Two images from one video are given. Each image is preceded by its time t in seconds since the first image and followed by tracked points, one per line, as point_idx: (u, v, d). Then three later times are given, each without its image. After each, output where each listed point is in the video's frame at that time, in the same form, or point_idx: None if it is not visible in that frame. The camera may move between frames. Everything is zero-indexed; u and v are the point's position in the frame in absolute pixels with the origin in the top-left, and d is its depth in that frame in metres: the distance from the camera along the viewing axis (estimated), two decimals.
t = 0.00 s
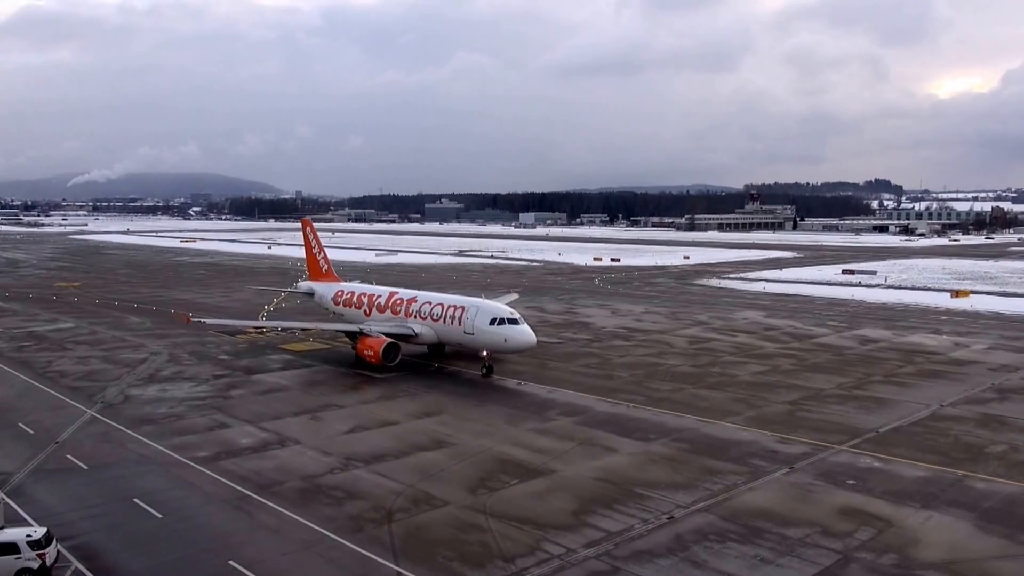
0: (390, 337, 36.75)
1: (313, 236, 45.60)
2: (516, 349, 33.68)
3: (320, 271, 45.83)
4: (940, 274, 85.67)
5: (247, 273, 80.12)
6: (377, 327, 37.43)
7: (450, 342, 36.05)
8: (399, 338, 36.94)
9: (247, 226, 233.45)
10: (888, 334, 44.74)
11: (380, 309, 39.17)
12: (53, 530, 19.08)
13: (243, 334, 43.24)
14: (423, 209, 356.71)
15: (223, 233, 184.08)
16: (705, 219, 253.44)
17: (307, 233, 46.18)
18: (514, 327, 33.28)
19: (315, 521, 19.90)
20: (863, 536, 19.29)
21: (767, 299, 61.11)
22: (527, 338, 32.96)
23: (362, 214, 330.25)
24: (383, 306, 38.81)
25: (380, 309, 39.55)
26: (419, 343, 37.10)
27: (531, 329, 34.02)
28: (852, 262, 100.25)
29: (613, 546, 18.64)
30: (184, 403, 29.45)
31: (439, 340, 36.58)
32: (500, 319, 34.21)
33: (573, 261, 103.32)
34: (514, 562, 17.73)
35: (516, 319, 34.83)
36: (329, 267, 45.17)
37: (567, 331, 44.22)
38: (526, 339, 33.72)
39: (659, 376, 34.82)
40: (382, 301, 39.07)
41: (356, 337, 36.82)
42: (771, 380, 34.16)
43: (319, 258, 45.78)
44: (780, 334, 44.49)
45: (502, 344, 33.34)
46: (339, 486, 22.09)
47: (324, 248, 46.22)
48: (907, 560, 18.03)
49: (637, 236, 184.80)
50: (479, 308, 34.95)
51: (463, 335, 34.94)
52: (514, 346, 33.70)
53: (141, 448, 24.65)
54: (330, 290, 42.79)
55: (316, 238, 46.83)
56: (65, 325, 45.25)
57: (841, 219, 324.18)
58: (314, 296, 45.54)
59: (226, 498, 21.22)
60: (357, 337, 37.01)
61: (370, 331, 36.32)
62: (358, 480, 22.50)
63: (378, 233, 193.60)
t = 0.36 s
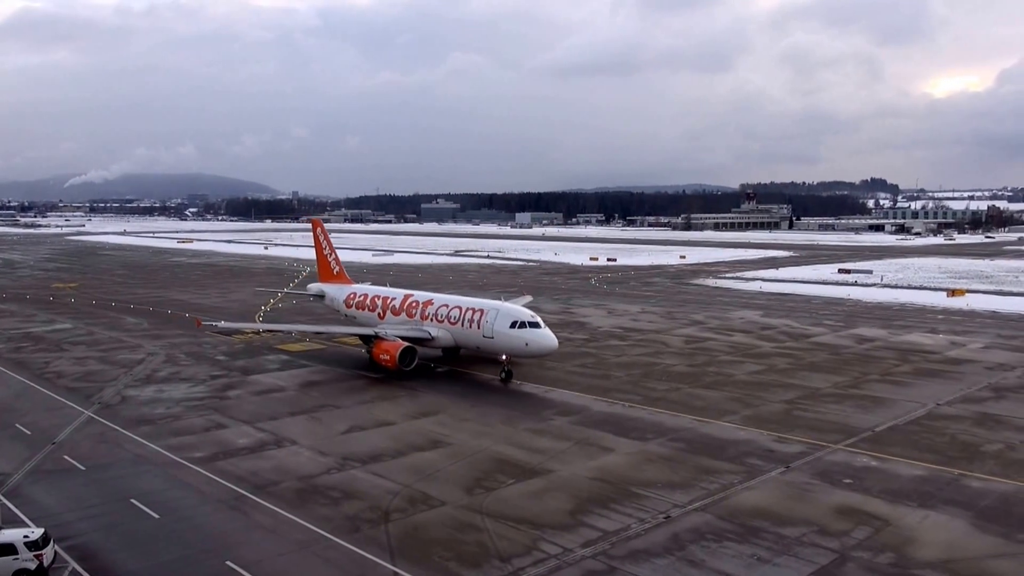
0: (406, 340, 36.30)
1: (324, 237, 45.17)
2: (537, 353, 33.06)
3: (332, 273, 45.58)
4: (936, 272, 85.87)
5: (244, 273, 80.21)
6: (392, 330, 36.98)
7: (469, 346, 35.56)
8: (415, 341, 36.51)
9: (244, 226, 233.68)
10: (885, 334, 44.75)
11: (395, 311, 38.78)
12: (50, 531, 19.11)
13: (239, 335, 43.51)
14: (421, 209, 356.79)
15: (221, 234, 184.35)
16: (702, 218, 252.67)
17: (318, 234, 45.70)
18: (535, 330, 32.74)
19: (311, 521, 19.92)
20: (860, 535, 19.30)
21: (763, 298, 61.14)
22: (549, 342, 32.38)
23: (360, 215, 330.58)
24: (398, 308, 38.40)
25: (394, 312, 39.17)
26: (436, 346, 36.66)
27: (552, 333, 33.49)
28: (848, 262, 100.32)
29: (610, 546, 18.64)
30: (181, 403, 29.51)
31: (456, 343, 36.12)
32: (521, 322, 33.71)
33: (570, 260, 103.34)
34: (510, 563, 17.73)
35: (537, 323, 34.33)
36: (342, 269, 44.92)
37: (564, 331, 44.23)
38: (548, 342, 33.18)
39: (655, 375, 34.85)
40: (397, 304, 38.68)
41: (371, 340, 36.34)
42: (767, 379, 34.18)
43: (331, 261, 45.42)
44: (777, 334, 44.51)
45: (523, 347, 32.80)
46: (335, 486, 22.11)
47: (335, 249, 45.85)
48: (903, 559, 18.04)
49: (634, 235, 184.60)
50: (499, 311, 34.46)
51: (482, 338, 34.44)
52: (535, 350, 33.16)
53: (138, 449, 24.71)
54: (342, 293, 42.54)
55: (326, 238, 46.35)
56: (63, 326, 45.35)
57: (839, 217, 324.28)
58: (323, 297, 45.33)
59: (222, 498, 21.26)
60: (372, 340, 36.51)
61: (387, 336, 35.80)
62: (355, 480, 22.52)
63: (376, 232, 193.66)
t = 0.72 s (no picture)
0: (424, 344, 35.59)
1: (336, 238, 44.19)
2: (561, 357, 32.28)
3: (344, 275, 45.00)
4: (932, 271, 86.00)
5: (240, 274, 80.15)
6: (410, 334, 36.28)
7: (489, 350, 34.80)
8: (434, 345, 35.80)
9: (240, 227, 233.54)
10: (881, 333, 44.82)
11: (411, 314, 38.10)
12: (48, 532, 19.07)
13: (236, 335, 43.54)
14: (417, 210, 356.72)
15: (217, 234, 184.18)
16: (698, 217, 252.75)
17: (329, 234, 44.72)
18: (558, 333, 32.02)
19: (308, 522, 19.90)
20: (857, 534, 19.33)
21: (760, 297, 61.16)
22: (574, 346, 31.70)
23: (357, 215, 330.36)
24: (415, 311, 37.71)
25: (411, 315, 38.49)
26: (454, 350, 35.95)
27: (577, 337, 32.72)
28: (844, 262, 100.53)
29: (608, 546, 18.63)
30: (178, 404, 29.45)
31: (476, 347, 35.38)
32: (544, 325, 32.96)
33: (566, 260, 103.36)
34: (509, 563, 17.71)
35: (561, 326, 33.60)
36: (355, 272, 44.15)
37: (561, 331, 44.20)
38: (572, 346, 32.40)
39: (653, 375, 34.84)
40: (413, 306, 38.00)
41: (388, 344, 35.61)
42: (765, 378, 34.21)
43: (343, 262, 44.62)
44: (774, 333, 44.53)
45: (547, 350, 32.04)
46: (333, 486, 22.08)
47: (347, 250, 45.12)
48: (901, 557, 18.07)
49: (630, 235, 184.50)
50: (522, 314, 33.75)
51: (504, 341, 33.69)
52: (559, 353, 32.37)
53: (134, 450, 24.65)
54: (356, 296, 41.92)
55: (337, 238, 45.44)
56: (59, 327, 45.24)
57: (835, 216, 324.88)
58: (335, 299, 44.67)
59: (219, 499, 21.22)
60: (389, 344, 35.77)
61: (404, 339, 35.02)
62: (352, 481, 22.49)
63: (372, 233, 193.43)
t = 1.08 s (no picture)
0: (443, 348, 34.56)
1: (349, 239, 43.09)
2: (587, 361, 31.41)
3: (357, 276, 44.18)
4: (928, 270, 86.19)
5: (237, 274, 80.08)
6: (428, 337, 35.21)
7: (511, 353, 33.85)
8: (453, 349, 34.79)
9: (238, 228, 233.55)
10: (878, 331, 44.88)
11: (428, 317, 37.03)
12: (44, 534, 19.04)
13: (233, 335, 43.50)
14: (414, 210, 356.75)
15: (214, 235, 184.21)
16: (695, 217, 252.92)
17: (342, 235, 43.54)
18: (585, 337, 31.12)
19: (306, 523, 19.88)
20: (854, 533, 19.35)
21: (757, 297, 61.17)
22: (601, 350, 30.85)
23: (354, 215, 330.30)
24: (432, 314, 36.62)
25: (428, 317, 37.41)
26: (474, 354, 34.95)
27: (603, 341, 31.82)
28: (841, 261, 100.67)
29: (606, 545, 18.64)
30: (176, 405, 29.39)
31: (496, 350, 34.42)
32: (569, 328, 32.07)
33: (563, 260, 103.42)
34: (507, 563, 17.70)
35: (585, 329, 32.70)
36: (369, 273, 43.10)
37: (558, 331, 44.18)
38: (599, 350, 31.49)
39: (651, 374, 34.84)
40: (430, 309, 36.95)
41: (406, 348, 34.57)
42: (762, 377, 34.24)
43: (357, 263, 43.56)
44: (772, 332, 44.53)
45: (573, 354, 31.12)
46: (330, 487, 22.06)
47: (360, 252, 44.34)
48: (898, 556, 18.08)
49: (627, 235, 184.63)
50: (545, 317, 32.80)
51: (528, 345, 32.74)
52: (586, 358, 31.47)
53: (131, 451, 24.61)
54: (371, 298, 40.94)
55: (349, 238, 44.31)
56: (55, 328, 45.20)
57: (831, 216, 325.62)
58: (348, 301, 43.63)
59: (217, 500, 21.20)
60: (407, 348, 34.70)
61: (423, 343, 34.00)
62: (350, 481, 22.48)
63: (369, 233, 193.34)
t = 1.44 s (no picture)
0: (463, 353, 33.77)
1: (361, 240, 42.31)
2: (614, 365, 30.72)
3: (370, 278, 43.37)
4: (922, 269, 86.39)
5: (233, 275, 79.97)
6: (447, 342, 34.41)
7: (534, 357, 33.11)
8: (473, 354, 34.03)
9: (233, 229, 233.05)
10: (873, 330, 44.97)
11: (445, 320, 36.19)
12: (40, 535, 18.99)
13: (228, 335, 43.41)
14: (410, 210, 356.47)
15: (209, 235, 184.03)
16: (690, 216, 253.18)
17: (354, 235, 42.67)
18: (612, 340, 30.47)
19: (302, 523, 19.86)
20: (851, 531, 19.40)
21: (753, 296, 61.20)
22: (629, 353, 30.15)
23: (350, 216, 330.03)
24: (451, 317, 35.77)
25: (445, 321, 36.57)
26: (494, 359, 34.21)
27: (630, 344, 31.18)
28: (837, 260, 100.77)
29: (603, 545, 18.66)
30: (172, 406, 29.33)
31: (518, 354, 33.69)
32: (595, 331, 31.36)
33: (559, 259, 103.43)
34: (503, 563, 17.68)
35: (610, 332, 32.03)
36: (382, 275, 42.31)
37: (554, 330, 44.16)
38: (627, 354, 30.84)
39: (647, 374, 34.85)
40: (448, 312, 36.11)
41: (425, 352, 33.81)
42: (758, 377, 34.27)
43: (369, 265, 42.72)
44: (768, 332, 44.56)
45: (600, 358, 30.45)
46: (326, 487, 22.04)
47: (373, 254, 43.44)
48: (894, 555, 18.11)
49: (623, 234, 184.73)
50: (570, 320, 32.08)
51: (552, 349, 32.00)
52: (613, 362, 30.80)
53: (127, 452, 24.55)
54: (385, 301, 40.19)
55: (361, 239, 43.48)
56: (50, 329, 45.10)
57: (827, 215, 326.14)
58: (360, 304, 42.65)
59: (213, 501, 21.17)
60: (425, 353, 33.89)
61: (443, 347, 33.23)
62: (347, 482, 22.47)
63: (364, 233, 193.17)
